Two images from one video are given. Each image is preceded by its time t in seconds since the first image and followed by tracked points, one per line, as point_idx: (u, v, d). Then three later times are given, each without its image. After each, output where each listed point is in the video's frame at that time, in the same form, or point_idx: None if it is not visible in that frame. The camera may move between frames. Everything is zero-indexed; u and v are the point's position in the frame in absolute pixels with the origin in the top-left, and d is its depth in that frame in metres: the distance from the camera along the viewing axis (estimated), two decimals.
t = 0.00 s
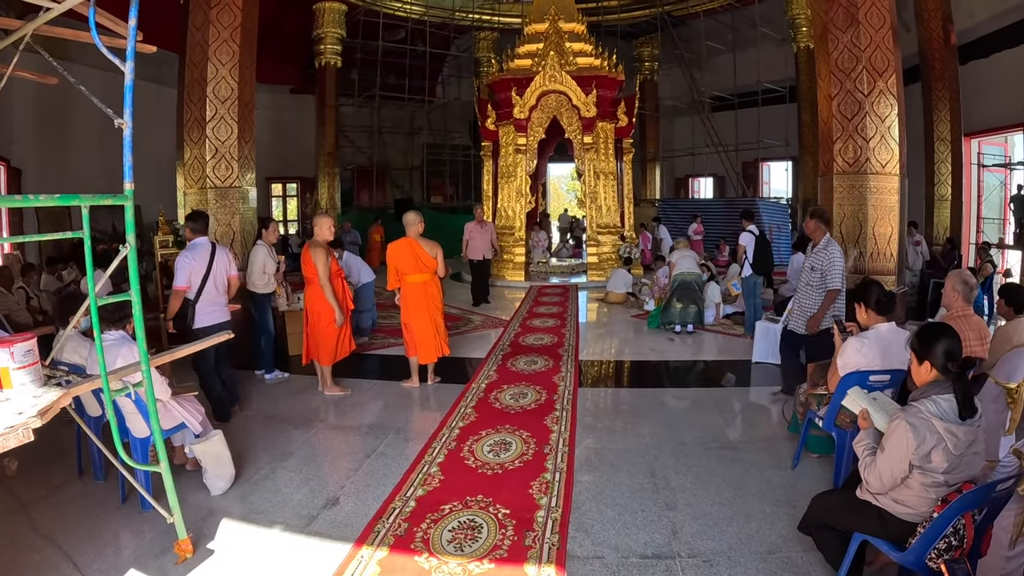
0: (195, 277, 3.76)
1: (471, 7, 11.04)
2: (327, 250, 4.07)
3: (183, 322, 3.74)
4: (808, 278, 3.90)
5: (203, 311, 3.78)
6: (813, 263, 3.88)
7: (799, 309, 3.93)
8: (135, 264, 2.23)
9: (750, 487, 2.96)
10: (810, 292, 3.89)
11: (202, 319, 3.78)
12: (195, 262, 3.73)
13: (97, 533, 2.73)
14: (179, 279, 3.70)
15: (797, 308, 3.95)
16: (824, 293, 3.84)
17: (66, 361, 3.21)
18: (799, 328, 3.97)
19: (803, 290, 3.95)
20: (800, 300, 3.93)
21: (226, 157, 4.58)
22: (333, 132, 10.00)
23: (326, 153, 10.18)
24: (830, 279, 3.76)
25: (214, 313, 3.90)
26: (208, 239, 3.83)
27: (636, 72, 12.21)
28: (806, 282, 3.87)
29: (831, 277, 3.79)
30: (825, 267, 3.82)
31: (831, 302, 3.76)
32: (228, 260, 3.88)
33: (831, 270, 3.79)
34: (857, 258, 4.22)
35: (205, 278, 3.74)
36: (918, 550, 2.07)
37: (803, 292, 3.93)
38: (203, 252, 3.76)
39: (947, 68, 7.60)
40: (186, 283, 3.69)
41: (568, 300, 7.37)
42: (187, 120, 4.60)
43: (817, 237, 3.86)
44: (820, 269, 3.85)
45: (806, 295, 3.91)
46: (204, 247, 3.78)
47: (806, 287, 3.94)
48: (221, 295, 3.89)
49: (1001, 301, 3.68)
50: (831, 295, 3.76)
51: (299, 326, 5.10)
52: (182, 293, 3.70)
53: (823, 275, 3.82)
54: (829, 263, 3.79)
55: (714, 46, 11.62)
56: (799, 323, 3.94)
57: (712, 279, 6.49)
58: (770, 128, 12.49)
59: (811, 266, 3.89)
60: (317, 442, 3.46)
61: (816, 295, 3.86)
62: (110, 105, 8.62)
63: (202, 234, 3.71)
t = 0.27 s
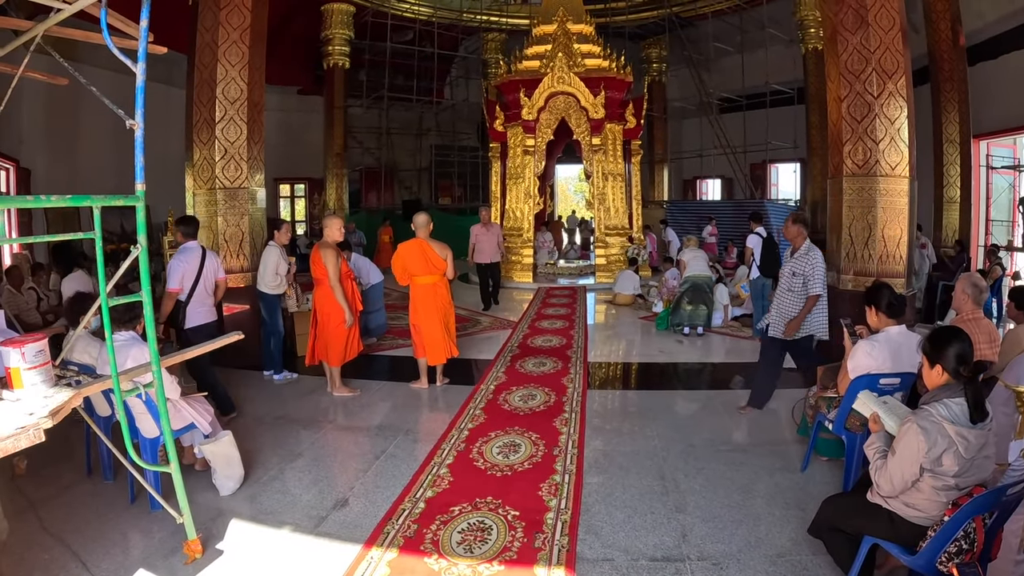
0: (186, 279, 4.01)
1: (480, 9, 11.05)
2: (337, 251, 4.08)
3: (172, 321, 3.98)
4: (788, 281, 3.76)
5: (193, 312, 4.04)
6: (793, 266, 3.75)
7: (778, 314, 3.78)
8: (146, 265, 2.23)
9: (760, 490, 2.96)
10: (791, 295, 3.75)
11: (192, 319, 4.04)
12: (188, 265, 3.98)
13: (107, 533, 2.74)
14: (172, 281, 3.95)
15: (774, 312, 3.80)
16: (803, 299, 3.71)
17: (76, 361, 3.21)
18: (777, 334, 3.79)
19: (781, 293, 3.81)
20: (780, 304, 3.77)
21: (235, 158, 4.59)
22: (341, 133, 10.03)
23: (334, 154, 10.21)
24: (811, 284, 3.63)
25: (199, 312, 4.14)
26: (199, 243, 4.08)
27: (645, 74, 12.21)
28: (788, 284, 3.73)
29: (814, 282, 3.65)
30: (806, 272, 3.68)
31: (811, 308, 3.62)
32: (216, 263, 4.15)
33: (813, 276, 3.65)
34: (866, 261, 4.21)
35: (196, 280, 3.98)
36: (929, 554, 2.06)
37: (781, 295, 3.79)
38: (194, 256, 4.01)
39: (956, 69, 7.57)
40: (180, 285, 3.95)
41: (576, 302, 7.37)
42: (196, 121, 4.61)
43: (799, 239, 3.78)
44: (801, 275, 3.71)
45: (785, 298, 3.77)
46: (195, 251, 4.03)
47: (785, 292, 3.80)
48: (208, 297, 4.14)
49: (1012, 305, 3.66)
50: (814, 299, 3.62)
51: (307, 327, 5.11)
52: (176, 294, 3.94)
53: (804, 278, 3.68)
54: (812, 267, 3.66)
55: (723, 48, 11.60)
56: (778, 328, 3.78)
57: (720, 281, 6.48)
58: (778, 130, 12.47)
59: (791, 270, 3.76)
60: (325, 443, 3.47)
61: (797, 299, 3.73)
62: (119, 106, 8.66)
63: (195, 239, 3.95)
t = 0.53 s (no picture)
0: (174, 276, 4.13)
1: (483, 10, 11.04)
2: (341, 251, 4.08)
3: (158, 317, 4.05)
4: (771, 279, 3.68)
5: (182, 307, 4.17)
6: (774, 262, 3.68)
7: (765, 313, 3.68)
8: (152, 265, 2.23)
9: (765, 491, 2.95)
10: (775, 292, 3.67)
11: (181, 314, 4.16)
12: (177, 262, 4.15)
13: (112, 533, 2.74)
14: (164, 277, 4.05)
15: (760, 311, 3.70)
16: (788, 294, 3.66)
17: (80, 361, 3.21)
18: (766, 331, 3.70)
19: (762, 292, 3.72)
20: (767, 302, 3.68)
21: (239, 158, 4.60)
22: (344, 134, 10.03)
23: (337, 155, 10.22)
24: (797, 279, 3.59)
25: (184, 308, 4.39)
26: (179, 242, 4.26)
27: (648, 75, 12.22)
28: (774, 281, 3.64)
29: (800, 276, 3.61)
30: (790, 266, 3.63)
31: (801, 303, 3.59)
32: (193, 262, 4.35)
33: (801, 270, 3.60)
34: (871, 262, 4.21)
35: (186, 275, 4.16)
36: (935, 554, 2.05)
37: (764, 293, 3.70)
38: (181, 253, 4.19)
39: (960, 71, 7.57)
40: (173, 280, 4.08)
41: (580, 303, 7.37)
42: (200, 121, 4.62)
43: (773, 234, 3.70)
44: (783, 270, 3.66)
45: (769, 296, 3.68)
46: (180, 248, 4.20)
47: (765, 290, 3.72)
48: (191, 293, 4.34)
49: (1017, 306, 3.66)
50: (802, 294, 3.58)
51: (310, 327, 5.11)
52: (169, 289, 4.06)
53: (789, 273, 3.63)
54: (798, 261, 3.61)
55: (726, 49, 11.60)
56: (767, 327, 3.69)
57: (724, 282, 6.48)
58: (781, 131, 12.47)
59: (771, 266, 3.69)
60: (330, 444, 3.46)
61: (784, 296, 3.66)
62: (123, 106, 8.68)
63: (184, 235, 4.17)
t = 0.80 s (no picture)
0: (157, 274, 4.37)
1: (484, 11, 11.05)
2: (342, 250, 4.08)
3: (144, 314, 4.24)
4: (753, 287, 3.50)
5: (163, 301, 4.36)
6: (756, 269, 3.48)
7: (746, 323, 3.50)
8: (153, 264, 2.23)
9: (766, 491, 2.95)
10: (756, 301, 3.50)
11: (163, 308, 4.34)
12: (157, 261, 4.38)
13: (112, 532, 2.74)
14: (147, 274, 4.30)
15: (740, 320, 3.52)
16: (768, 302, 3.51)
17: (80, 360, 3.21)
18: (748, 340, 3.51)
19: (741, 299, 3.54)
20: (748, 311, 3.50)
21: (240, 158, 4.60)
22: (344, 135, 10.04)
23: (338, 155, 10.22)
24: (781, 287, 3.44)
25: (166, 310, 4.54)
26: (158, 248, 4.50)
27: (648, 76, 12.23)
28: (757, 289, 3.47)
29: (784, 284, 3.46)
30: (774, 274, 3.46)
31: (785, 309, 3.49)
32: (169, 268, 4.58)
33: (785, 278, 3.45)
34: (871, 262, 4.21)
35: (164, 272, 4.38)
36: (936, 553, 2.05)
37: (744, 301, 3.52)
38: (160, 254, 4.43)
39: (960, 72, 7.58)
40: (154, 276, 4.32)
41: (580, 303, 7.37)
42: (201, 121, 4.61)
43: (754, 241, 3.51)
44: (765, 278, 3.49)
45: (749, 304, 3.50)
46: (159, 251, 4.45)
47: (744, 297, 3.54)
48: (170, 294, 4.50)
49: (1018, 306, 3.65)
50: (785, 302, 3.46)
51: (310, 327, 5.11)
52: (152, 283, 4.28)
53: (773, 281, 3.47)
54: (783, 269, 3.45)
55: (727, 50, 11.61)
56: (748, 337, 3.50)
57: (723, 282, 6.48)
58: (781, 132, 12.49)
59: (753, 274, 3.49)
60: (330, 444, 3.46)
61: (765, 304, 3.51)
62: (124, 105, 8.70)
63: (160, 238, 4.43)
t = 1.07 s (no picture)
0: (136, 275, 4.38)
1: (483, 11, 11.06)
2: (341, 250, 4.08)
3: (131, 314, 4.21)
4: (729, 288, 3.40)
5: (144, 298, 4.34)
6: (733, 270, 3.38)
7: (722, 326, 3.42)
8: (152, 263, 2.23)
9: (764, 492, 2.95)
10: (733, 303, 3.40)
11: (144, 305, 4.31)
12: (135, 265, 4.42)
13: (110, 531, 2.73)
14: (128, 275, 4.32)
15: (716, 323, 3.43)
16: (744, 304, 3.41)
17: (78, 359, 3.21)
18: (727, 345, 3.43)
19: (718, 301, 3.44)
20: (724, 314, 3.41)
21: (238, 158, 4.59)
22: (344, 136, 10.04)
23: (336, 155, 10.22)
24: (757, 289, 3.33)
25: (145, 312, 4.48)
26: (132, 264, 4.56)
27: (647, 77, 12.24)
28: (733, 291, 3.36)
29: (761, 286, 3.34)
30: (751, 275, 3.35)
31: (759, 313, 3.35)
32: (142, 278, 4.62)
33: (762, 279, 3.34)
34: (869, 263, 4.21)
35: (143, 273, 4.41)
36: (935, 553, 2.06)
37: (720, 303, 3.42)
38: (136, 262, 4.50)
39: (959, 73, 7.58)
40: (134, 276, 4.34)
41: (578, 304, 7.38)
42: (200, 120, 4.61)
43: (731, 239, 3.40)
44: (742, 279, 3.38)
45: (725, 307, 3.40)
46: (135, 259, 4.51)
47: (721, 299, 3.44)
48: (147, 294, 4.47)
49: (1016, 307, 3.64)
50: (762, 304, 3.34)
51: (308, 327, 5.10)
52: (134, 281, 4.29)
53: (750, 282, 3.36)
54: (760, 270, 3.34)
55: (726, 52, 11.62)
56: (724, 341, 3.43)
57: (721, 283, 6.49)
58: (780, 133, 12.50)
59: (729, 275, 3.39)
60: (328, 443, 3.46)
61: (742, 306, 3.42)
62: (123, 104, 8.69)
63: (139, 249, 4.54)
